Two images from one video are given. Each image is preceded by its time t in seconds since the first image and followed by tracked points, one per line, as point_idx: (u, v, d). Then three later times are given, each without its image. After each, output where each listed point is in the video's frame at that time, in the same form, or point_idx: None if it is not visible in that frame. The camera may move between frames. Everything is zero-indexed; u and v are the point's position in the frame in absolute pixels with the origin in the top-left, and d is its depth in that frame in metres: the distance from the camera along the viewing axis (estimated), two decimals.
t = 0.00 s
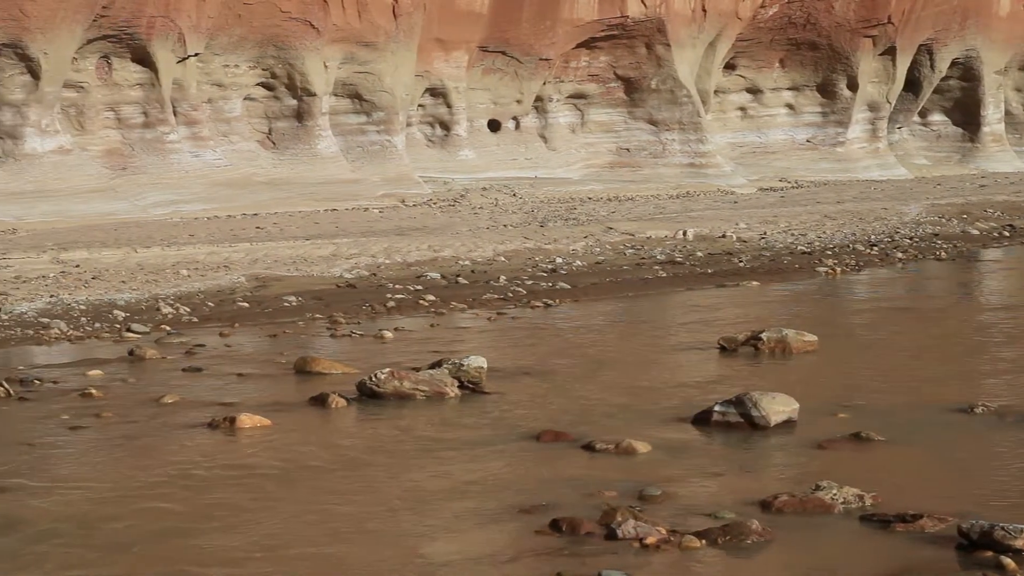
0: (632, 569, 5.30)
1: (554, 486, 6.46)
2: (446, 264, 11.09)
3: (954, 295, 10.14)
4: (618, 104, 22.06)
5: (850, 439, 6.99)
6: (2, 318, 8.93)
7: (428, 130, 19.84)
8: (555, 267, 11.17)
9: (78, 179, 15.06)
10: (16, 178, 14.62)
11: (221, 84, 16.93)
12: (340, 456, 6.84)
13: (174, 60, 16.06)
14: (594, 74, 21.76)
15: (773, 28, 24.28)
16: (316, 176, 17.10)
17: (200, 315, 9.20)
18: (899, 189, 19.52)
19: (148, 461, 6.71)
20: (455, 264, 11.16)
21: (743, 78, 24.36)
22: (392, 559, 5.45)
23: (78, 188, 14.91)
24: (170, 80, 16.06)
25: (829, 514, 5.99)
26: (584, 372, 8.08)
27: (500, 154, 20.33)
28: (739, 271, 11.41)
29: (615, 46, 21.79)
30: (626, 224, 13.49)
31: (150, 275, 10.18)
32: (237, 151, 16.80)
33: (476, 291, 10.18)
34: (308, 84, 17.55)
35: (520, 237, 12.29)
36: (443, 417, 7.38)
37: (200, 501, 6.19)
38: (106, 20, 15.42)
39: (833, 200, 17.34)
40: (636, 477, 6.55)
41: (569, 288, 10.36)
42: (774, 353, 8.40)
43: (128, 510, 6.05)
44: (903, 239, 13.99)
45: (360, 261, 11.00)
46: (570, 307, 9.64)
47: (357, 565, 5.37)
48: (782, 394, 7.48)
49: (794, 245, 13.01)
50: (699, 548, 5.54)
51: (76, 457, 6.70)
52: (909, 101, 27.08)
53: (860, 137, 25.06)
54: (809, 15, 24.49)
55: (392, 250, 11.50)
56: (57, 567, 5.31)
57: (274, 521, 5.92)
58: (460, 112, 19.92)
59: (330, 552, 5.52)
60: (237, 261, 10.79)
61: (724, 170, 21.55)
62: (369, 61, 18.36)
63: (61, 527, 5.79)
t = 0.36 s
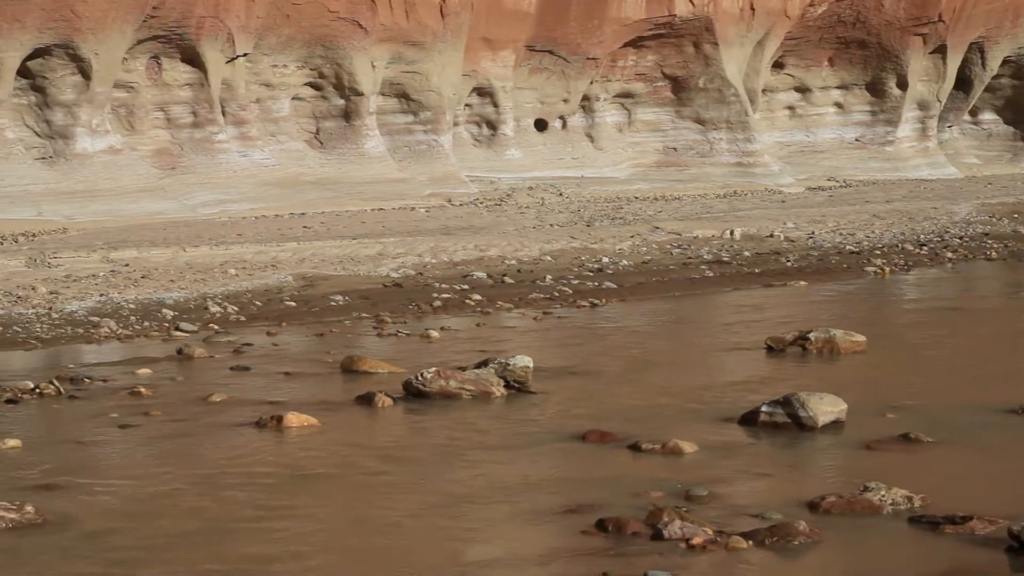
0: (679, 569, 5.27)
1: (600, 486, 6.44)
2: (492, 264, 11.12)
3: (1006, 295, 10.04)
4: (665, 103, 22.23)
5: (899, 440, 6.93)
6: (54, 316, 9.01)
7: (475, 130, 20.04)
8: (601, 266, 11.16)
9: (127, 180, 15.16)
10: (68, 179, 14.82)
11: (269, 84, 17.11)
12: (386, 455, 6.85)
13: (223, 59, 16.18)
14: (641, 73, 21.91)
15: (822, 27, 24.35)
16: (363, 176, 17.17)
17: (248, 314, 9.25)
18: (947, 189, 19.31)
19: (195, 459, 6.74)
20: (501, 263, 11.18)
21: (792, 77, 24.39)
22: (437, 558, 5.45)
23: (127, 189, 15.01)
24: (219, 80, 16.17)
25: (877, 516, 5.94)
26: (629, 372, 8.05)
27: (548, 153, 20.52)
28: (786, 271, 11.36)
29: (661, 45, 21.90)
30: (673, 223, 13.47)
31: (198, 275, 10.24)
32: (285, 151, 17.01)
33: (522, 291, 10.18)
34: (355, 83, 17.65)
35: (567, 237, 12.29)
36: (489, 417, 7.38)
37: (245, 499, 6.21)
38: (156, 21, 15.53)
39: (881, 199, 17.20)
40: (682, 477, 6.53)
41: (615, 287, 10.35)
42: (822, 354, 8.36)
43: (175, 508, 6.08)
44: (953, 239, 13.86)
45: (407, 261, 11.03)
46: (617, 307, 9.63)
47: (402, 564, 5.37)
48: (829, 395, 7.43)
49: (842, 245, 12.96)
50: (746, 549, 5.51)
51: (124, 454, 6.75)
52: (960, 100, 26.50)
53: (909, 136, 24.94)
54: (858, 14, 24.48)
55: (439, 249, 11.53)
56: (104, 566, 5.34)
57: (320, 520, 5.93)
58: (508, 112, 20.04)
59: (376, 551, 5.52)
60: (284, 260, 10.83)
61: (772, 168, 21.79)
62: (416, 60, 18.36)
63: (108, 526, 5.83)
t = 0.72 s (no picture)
0: (723, 571, 5.24)
1: (643, 487, 6.42)
2: (535, 264, 11.13)
3: None
4: (709, 103, 22.33)
5: (944, 442, 6.87)
6: (100, 316, 9.08)
7: (518, 130, 20.20)
8: (644, 267, 11.16)
9: (174, 180, 15.22)
10: (115, 179, 14.85)
11: (313, 85, 17.23)
12: (429, 455, 6.86)
13: (267, 61, 16.29)
14: (684, 73, 21.97)
15: (868, 26, 23.93)
16: (407, 176, 17.25)
17: (291, 315, 9.29)
18: (992, 189, 19.18)
19: (239, 458, 6.77)
20: (544, 264, 11.19)
21: (836, 78, 24.22)
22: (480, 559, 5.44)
23: (174, 189, 15.06)
24: (264, 82, 16.29)
25: (922, 519, 5.88)
26: (672, 373, 8.04)
27: (592, 152, 20.66)
28: (831, 271, 11.34)
29: (706, 45, 21.88)
30: (716, 224, 13.51)
31: (242, 275, 10.30)
32: (329, 151, 17.12)
33: (565, 291, 10.19)
34: (399, 84, 17.75)
35: (610, 237, 12.29)
36: (531, 418, 7.38)
37: (287, 499, 6.22)
38: (201, 22, 15.59)
39: (927, 200, 17.12)
40: (726, 479, 6.49)
41: (658, 288, 10.34)
42: (866, 355, 8.32)
43: (218, 508, 6.10)
44: (1000, 240, 13.77)
45: (450, 262, 11.04)
46: (659, 307, 9.62)
47: (445, 565, 5.36)
48: (874, 397, 7.39)
49: (887, 245, 12.92)
50: (790, 551, 5.47)
51: (169, 453, 6.79)
52: (1008, 99, 26.83)
53: (955, 136, 24.73)
54: (905, 13, 24.14)
55: (481, 250, 11.57)
56: (149, 565, 5.36)
57: (363, 519, 5.94)
58: (551, 112, 20.18)
59: (418, 552, 5.52)
60: (327, 261, 10.89)
61: (817, 169, 21.89)
62: (460, 61, 18.57)
63: (152, 525, 5.86)
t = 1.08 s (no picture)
0: (758, 573, 5.22)
1: (678, 487, 6.40)
2: (570, 265, 11.14)
3: None
4: (744, 103, 22.32)
5: (982, 444, 6.82)
6: (138, 315, 9.13)
7: (553, 131, 20.55)
8: (679, 267, 11.16)
9: (210, 180, 15.28)
10: (152, 179, 14.88)
11: (348, 86, 17.27)
12: (464, 455, 6.86)
13: (303, 61, 16.36)
14: (720, 73, 22.06)
15: (905, 26, 23.90)
16: (441, 177, 17.23)
17: (326, 315, 9.31)
18: None
19: (273, 458, 6.78)
20: (579, 264, 11.21)
21: (873, 77, 24.22)
22: (514, 560, 5.43)
23: (210, 189, 15.12)
24: (298, 82, 16.36)
25: (960, 520, 5.83)
26: (707, 374, 8.02)
27: (627, 152, 20.83)
28: (868, 272, 11.31)
29: (741, 45, 21.92)
30: (751, 224, 13.50)
31: (277, 275, 10.34)
32: (364, 151, 17.16)
33: (600, 291, 10.19)
34: (434, 84, 17.74)
35: (645, 237, 12.31)
36: (566, 418, 7.38)
37: (320, 500, 6.23)
38: (238, 23, 15.70)
39: (964, 200, 17.04)
40: (761, 480, 6.47)
41: (693, 288, 10.33)
42: (903, 355, 8.28)
43: (251, 508, 6.11)
44: None
45: (485, 262, 11.06)
46: (694, 308, 9.61)
47: (479, 566, 5.36)
48: (911, 398, 7.34)
49: (924, 245, 12.89)
50: (826, 552, 5.44)
51: (206, 452, 6.82)
52: None
53: (993, 136, 24.34)
54: (942, 12, 23.99)
55: (516, 250, 11.59)
56: (183, 564, 5.37)
57: (397, 519, 5.95)
58: (585, 112, 20.46)
59: (452, 552, 5.52)
60: (362, 261, 10.95)
61: (853, 170, 21.55)
62: (495, 62, 18.57)
63: (187, 524, 5.88)
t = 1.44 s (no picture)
0: (794, 574, 5.19)
1: (713, 488, 6.38)
2: (603, 265, 11.15)
3: None
4: (779, 103, 22.41)
5: (1019, 445, 6.77)
6: (173, 315, 9.17)
7: (587, 131, 20.45)
8: (713, 267, 11.14)
9: (246, 180, 15.31)
10: (189, 179, 14.94)
11: (381, 86, 17.35)
12: (497, 455, 6.86)
13: (337, 61, 16.52)
14: (755, 73, 22.13)
15: (942, 25, 23.91)
16: (476, 177, 17.34)
17: (360, 315, 9.33)
18: None
19: (307, 457, 6.80)
20: (613, 264, 11.21)
21: (909, 77, 24.19)
22: (548, 560, 5.42)
23: (247, 189, 15.16)
24: (333, 82, 16.48)
25: (997, 522, 5.79)
26: (740, 374, 8.01)
27: (661, 155, 20.75)
28: (904, 272, 11.27)
29: (776, 45, 22.07)
30: (785, 224, 13.47)
31: (312, 275, 10.38)
32: (398, 151, 17.19)
33: (634, 291, 10.18)
34: (468, 85, 17.89)
35: (679, 238, 12.30)
36: (600, 418, 7.37)
37: (353, 499, 6.23)
38: (273, 24, 15.84)
39: (1002, 200, 16.94)
40: (796, 480, 6.44)
41: (728, 288, 10.31)
42: (939, 356, 8.24)
43: (284, 506, 6.12)
44: None
45: (518, 262, 11.08)
46: (729, 308, 9.59)
47: (512, 565, 5.36)
48: (947, 399, 7.30)
49: (960, 245, 12.83)
50: (862, 553, 5.40)
51: (240, 452, 6.84)
52: None
53: None
54: (979, 11, 23.97)
55: (549, 250, 11.60)
56: (217, 563, 5.38)
57: (430, 518, 5.95)
58: (619, 112, 20.43)
59: (486, 552, 5.52)
60: (396, 261, 10.99)
61: (889, 169, 21.62)
62: (529, 61, 18.75)
63: (220, 522, 5.89)
